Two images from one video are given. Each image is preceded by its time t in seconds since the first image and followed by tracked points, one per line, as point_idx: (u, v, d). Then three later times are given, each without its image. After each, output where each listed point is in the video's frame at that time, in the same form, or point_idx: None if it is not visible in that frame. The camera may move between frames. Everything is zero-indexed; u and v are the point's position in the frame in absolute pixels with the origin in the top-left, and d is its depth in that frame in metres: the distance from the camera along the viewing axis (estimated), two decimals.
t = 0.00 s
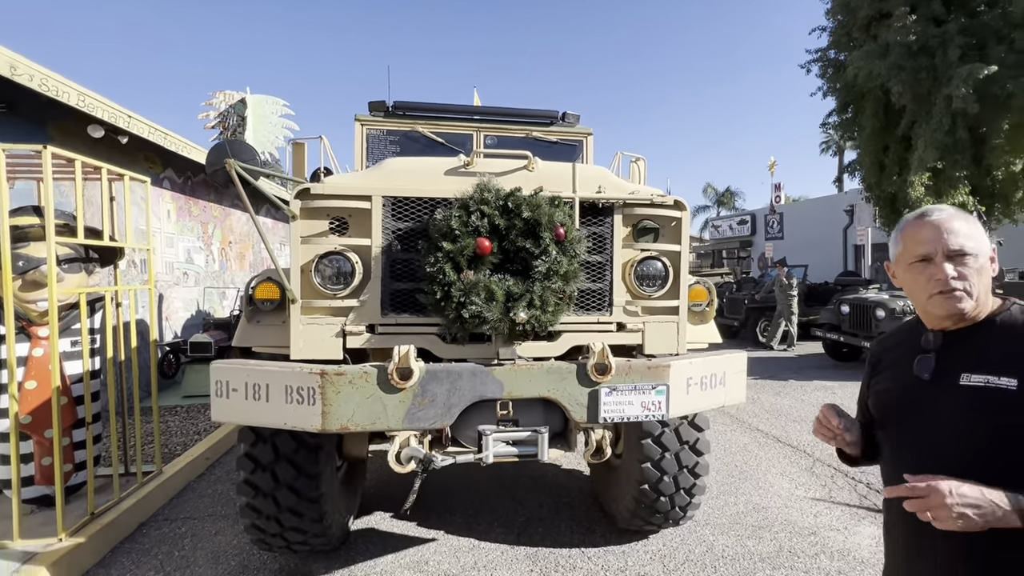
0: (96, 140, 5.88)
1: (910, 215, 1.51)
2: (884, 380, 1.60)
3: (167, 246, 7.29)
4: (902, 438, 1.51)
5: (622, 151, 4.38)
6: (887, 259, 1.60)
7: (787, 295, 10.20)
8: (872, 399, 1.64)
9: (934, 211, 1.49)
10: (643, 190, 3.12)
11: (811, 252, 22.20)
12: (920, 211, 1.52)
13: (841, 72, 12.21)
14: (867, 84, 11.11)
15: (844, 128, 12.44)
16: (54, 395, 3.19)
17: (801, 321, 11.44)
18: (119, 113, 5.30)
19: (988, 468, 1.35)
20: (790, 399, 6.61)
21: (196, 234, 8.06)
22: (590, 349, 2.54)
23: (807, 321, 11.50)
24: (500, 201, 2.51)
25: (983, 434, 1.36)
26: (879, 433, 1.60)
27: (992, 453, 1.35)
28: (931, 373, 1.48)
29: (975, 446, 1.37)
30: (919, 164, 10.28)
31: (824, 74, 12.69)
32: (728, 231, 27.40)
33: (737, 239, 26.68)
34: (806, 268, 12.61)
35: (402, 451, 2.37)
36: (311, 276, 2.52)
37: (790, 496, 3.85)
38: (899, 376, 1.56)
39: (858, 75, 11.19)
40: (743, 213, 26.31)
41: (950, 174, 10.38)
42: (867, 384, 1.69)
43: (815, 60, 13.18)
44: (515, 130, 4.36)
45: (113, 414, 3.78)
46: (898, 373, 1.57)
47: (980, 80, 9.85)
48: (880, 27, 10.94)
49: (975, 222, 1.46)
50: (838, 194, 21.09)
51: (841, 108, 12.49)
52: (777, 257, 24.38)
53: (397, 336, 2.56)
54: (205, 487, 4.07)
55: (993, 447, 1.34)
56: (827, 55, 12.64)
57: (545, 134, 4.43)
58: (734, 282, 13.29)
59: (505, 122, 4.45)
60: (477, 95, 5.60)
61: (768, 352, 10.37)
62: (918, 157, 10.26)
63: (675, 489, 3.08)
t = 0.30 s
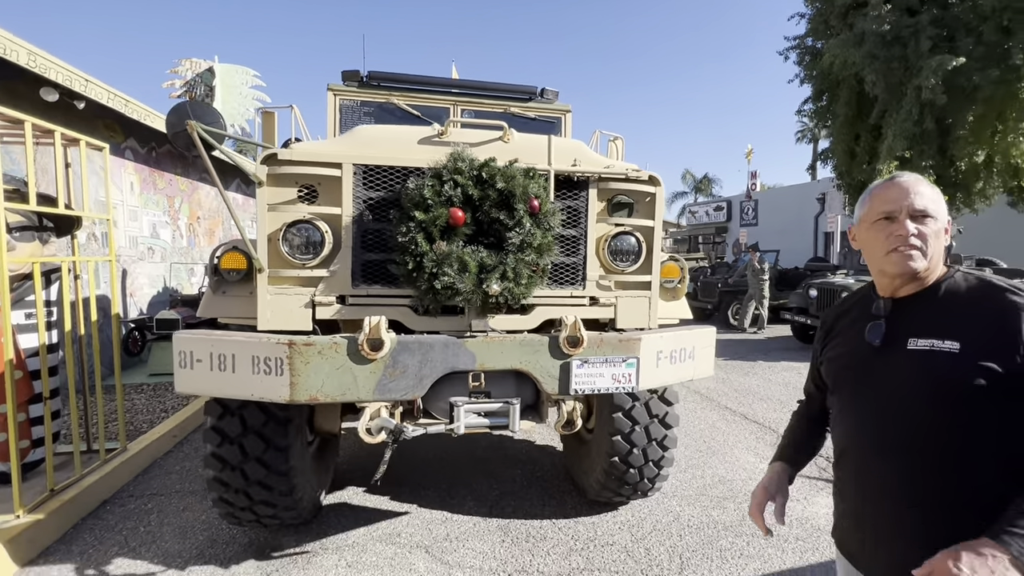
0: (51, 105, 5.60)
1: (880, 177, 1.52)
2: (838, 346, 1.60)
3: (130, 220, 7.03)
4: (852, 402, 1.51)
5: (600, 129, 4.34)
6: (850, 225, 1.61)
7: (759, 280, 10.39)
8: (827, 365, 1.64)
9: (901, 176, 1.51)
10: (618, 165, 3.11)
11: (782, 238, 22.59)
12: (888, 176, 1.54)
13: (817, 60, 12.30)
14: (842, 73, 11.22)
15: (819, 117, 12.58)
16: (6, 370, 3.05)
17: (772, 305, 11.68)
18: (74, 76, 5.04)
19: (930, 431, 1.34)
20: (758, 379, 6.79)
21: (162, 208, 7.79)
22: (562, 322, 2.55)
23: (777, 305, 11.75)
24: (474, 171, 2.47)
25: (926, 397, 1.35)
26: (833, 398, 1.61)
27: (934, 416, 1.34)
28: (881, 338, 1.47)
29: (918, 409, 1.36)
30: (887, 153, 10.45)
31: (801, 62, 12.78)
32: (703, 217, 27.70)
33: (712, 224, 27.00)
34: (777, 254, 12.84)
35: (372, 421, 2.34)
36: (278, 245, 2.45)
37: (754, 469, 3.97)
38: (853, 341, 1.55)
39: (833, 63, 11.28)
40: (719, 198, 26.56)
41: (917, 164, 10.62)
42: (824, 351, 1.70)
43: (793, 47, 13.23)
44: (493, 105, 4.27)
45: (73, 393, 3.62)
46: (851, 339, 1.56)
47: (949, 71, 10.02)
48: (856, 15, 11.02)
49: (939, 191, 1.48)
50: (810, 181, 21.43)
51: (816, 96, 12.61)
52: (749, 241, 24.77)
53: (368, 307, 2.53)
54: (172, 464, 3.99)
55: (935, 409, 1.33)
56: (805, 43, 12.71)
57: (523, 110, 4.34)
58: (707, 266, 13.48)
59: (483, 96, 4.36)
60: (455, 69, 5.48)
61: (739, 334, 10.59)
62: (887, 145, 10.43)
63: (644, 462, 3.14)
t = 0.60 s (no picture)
0: None
1: (838, 151, 1.54)
2: (784, 319, 1.62)
3: (87, 192, 6.73)
4: (794, 374, 1.54)
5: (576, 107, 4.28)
6: (805, 200, 1.63)
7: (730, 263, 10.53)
8: (772, 336, 1.66)
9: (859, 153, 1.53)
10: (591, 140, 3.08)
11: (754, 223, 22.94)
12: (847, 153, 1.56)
13: (795, 47, 12.38)
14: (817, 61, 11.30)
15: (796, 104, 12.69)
16: None
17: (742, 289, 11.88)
18: (21, 36, 4.75)
19: (871, 405, 1.38)
20: (728, 360, 6.92)
21: (122, 180, 7.47)
22: (531, 298, 2.54)
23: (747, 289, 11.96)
24: (442, 142, 2.41)
25: (868, 372, 1.38)
26: (777, 368, 1.64)
27: (875, 389, 1.37)
28: (826, 313, 1.48)
29: (861, 383, 1.39)
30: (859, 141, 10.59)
31: (779, 48, 12.84)
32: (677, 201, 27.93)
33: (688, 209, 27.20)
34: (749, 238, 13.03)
35: (337, 395, 2.31)
36: (238, 215, 2.37)
37: (719, 446, 4.07)
38: (797, 316, 1.56)
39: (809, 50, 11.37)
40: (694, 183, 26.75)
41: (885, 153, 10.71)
42: (770, 321, 1.71)
43: (771, 33, 13.27)
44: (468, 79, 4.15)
45: (24, 372, 3.46)
46: (797, 313, 1.58)
47: (919, 62, 10.20)
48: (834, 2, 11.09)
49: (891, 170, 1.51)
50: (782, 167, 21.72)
51: (792, 82, 12.72)
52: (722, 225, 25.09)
53: (332, 281, 2.47)
54: (134, 444, 3.88)
55: (876, 383, 1.37)
56: (784, 29, 12.76)
57: (499, 86, 4.19)
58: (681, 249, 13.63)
59: (457, 70, 4.23)
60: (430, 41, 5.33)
61: (710, 317, 10.76)
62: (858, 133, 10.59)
63: (612, 437, 3.18)
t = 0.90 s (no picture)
0: None
1: (797, 134, 1.55)
2: (744, 301, 1.65)
3: (47, 167, 6.47)
4: (753, 355, 1.58)
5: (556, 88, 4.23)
6: (765, 184, 1.65)
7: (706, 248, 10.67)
8: (732, 318, 1.70)
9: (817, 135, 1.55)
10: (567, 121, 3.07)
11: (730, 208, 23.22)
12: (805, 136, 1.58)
13: (775, 34, 12.43)
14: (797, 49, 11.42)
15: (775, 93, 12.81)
16: None
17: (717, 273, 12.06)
18: None
19: (822, 382, 1.42)
20: (702, 344, 7.05)
21: (84, 155, 7.19)
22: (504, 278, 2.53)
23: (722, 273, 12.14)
24: (414, 118, 2.37)
25: (819, 352, 1.42)
26: (736, 349, 1.68)
27: (826, 369, 1.41)
28: (782, 296, 1.52)
29: (813, 362, 1.43)
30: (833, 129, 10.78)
31: (760, 35, 12.92)
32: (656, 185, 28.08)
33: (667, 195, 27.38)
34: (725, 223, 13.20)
35: (307, 375, 2.28)
36: (202, 190, 2.30)
37: (690, 426, 4.16)
38: (756, 299, 1.60)
39: (789, 38, 11.48)
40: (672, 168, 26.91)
41: (859, 142, 11.00)
42: (731, 302, 1.75)
43: (752, 20, 13.31)
44: (445, 57, 4.05)
45: None
46: (756, 295, 1.61)
47: (894, 53, 10.33)
48: None
49: (846, 153, 1.54)
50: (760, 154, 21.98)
51: (771, 70, 12.83)
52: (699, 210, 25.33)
53: (302, 259, 2.43)
54: (100, 426, 3.79)
55: (827, 362, 1.41)
56: (764, 16, 12.83)
57: (478, 64, 4.11)
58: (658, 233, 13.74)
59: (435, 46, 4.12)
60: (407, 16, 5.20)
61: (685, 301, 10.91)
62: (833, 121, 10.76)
63: (585, 417, 3.22)
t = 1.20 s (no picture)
0: None
1: (766, 114, 1.56)
2: (718, 279, 1.67)
3: (14, 145, 6.26)
4: (726, 331, 1.61)
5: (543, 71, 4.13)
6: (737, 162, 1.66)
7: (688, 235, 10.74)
8: (708, 295, 1.72)
9: (786, 112, 1.56)
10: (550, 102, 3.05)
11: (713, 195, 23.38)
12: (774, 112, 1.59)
13: (761, 22, 12.43)
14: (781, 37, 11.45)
15: (759, 81, 12.87)
16: None
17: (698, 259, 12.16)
18: None
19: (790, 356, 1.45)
20: (684, 329, 7.13)
21: (52, 132, 6.96)
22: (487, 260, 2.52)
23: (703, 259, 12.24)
24: (395, 96, 2.34)
25: (788, 326, 1.45)
26: (711, 326, 1.70)
27: (795, 342, 1.44)
28: (754, 272, 1.54)
29: (782, 337, 1.46)
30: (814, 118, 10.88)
31: (745, 22, 12.93)
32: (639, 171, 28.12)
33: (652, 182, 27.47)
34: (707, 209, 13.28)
35: (286, 355, 2.26)
36: (176, 165, 2.25)
37: (670, 409, 4.22)
38: (729, 276, 1.62)
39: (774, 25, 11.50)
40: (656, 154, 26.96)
41: (839, 132, 11.12)
42: (706, 281, 1.77)
43: (738, 7, 13.30)
44: (428, 36, 3.95)
45: None
46: (729, 273, 1.63)
47: (875, 43, 10.39)
48: None
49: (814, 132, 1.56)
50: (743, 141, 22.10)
51: (756, 58, 12.86)
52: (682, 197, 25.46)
53: (280, 239, 2.39)
54: (74, 410, 3.73)
55: (795, 336, 1.44)
56: (750, 3, 12.83)
57: (461, 45, 3.99)
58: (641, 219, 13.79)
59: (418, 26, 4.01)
60: None
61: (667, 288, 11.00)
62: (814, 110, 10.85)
63: (567, 399, 3.24)
